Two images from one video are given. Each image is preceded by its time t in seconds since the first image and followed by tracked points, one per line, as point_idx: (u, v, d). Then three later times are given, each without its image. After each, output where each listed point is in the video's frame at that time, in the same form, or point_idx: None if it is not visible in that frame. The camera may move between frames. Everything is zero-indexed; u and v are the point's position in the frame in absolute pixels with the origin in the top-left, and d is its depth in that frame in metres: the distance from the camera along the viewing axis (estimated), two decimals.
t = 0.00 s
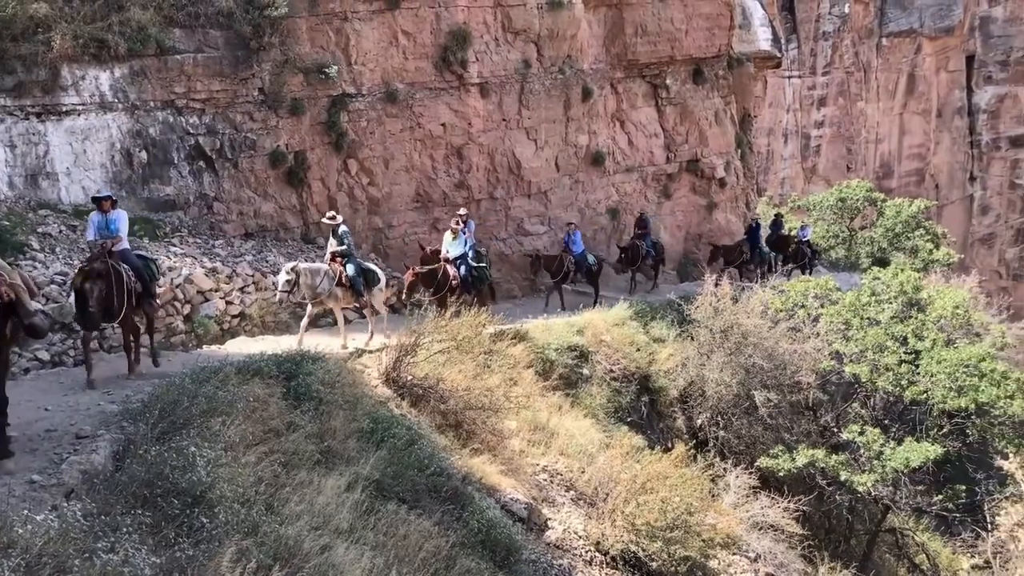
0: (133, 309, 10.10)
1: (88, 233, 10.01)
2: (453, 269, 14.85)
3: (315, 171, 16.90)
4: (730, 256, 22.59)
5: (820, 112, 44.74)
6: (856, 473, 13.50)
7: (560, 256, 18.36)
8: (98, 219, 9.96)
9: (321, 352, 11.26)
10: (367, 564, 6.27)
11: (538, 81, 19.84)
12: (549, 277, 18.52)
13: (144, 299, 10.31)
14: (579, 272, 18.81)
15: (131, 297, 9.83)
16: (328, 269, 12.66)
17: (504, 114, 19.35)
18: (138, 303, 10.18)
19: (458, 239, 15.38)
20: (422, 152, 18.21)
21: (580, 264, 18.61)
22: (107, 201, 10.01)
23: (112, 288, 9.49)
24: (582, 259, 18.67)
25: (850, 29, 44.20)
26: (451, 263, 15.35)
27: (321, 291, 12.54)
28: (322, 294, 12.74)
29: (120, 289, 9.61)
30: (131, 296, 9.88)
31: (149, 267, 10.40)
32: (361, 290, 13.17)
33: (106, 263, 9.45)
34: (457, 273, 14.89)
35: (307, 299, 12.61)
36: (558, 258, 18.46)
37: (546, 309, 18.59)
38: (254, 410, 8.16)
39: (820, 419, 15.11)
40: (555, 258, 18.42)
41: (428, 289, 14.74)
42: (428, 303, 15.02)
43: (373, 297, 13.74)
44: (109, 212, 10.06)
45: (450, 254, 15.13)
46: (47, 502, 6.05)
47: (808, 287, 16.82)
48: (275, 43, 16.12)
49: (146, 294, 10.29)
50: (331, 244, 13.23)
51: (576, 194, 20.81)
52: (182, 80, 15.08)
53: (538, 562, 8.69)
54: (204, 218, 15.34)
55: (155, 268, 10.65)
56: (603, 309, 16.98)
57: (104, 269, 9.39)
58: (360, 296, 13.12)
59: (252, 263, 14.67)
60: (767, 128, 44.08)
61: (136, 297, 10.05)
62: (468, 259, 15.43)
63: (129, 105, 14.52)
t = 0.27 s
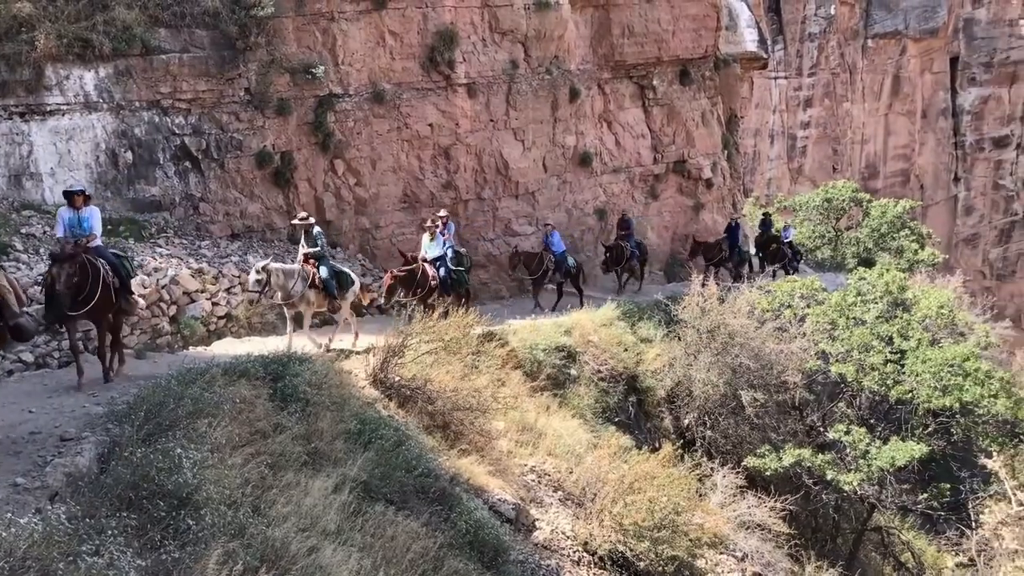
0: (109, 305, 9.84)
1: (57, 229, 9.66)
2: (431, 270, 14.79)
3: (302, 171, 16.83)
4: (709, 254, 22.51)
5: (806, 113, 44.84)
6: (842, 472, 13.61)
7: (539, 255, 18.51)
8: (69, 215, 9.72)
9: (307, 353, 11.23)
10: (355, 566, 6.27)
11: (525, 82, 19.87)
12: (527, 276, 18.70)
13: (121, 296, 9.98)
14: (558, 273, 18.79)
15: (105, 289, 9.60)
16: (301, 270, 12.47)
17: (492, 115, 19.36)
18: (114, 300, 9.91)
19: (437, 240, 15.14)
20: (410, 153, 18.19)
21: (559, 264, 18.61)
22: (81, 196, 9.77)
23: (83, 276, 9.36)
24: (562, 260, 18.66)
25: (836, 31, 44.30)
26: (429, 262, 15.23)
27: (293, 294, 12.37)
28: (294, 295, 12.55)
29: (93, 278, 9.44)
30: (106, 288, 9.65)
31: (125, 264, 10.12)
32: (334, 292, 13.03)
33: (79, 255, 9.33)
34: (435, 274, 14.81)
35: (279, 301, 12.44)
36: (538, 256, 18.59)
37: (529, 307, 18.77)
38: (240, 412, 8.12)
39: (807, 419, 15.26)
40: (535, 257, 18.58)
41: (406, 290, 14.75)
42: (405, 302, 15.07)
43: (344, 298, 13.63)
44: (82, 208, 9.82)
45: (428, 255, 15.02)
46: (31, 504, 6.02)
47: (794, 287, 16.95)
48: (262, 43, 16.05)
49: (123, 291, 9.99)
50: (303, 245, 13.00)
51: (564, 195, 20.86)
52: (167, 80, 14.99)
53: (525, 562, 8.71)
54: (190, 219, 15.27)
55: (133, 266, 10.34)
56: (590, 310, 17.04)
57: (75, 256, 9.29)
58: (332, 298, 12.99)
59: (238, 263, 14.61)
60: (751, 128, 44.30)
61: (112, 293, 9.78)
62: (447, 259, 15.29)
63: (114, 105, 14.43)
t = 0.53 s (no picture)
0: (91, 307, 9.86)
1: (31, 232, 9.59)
2: (411, 273, 14.63)
3: (291, 173, 16.79)
4: (692, 254, 22.44)
5: (794, 113, 45.01)
6: (831, 472, 13.71)
7: (519, 258, 18.25)
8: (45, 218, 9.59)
9: (296, 355, 11.20)
10: (345, 568, 6.27)
11: (515, 83, 19.88)
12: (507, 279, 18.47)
13: (102, 297, 10.01)
14: (538, 275, 18.55)
15: (86, 292, 9.63)
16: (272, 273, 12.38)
17: (481, 116, 19.37)
18: (96, 301, 9.93)
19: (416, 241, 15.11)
20: (399, 154, 18.17)
21: (539, 267, 18.34)
22: (57, 198, 9.61)
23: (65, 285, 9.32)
24: (542, 263, 18.36)
25: (823, 32, 44.64)
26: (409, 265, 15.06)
27: (264, 297, 12.34)
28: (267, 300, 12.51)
29: (74, 284, 9.43)
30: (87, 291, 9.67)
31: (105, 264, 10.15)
32: (309, 296, 12.89)
33: (56, 259, 9.30)
34: (416, 277, 14.70)
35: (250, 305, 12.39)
36: (518, 259, 18.35)
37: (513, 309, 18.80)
38: (229, 414, 8.09)
39: (796, 419, 15.24)
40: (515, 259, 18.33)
41: (386, 294, 14.49)
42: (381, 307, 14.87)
43: (321, 303, 13.44)
44: (58, 210, 9.69)
45: (408, 257, 14.85)
46: (18, 509, 5.99)
47: (783, 287, 17.05)
48: (250, 44, 15.99)
49: (105, 291, 10.03)
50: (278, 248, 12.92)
51: (553, 196, 20.90)
52: (155, 81, 14.92)
53: (516, 563, 8.72)
54: (178, 220, 15.20)
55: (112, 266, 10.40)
56: (581, 311, 17.07)
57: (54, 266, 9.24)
58: (307, 302, 12.87)
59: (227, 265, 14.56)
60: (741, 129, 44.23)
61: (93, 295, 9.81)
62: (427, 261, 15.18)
63: (101, 106, 14.35)
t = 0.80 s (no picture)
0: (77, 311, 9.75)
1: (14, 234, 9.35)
2: (396, 273, 14.63)
3: (285, 173, 16.77)
4: (681, 255, 22.64)
5: (789, 114, 44.84)
6: (826, 472, 13.75)
7: (505, 258, 18.00)
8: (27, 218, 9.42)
9: (291, 355, 11.20)
10: (340, 568, 6.27)
11: (510, 83, 19.89)
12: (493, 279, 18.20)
13: (87, 301, 9.89)
14: (524, 275, 18.32)
15: (73, 296, 9.56)
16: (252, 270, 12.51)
17: (477, 116, 19.38)
18: (82, 305, 9.81)
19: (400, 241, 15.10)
20: (394, 154, 18.16)
21: (525, 268, 18.13)
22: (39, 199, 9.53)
23: (54, 287, 9.27)
24: (528, 264, 18.15)
25: (817, 33, 44.36)
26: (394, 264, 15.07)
27: (247, 295, 12.42)
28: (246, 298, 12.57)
29: (62, 287, 9.36)
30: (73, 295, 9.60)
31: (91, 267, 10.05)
32: (287, 292, 13.14)
33: (44, 261, 9.21)
34: (400, 276, 14.71)
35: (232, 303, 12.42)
36: (504, 259, 18.09)
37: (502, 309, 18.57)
38: (224, 414, 8.09)
39: (791, 419, 15.21)
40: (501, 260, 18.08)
41: (369, 294, 14.42)
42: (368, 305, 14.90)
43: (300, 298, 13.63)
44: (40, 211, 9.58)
45: (392, 257, 14.87)
46: (12, 509, 5.98)
47: (778, 287, 17.12)
48: (245, 44, 15.96)
49: (89, 296, 9.89)
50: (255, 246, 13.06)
51: (548, 196, 20.91)
52: (149, 81, 14.88)
53: (511, 564, 8.72)
54: (173, 220, 15.17)
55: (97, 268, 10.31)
56: (576, 311, 17.08)
57: (43, 267, 9.20)
58: (285, 298, 13.10)
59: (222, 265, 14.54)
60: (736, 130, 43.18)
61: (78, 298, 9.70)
62: (412, 261, 15.16)
63: (95, 106, 14.32)
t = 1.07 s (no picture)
0: (70, 311, 9.61)
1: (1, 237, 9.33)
2: (382, 273, 14.30)
3: (283, 173, 16.76)
4: (674, 257, 22.34)
5: (787, 115, 44.85)
6: (823, 472, 13.76)
7: (493, 259, 17.74)
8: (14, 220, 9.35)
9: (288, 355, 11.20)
10: (337, 569, 6.27)
11: (508, 84, 19.90)
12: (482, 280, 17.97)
13: (80, 301, 9.73)
14: (514, 276, 18.03)
15: (65, 297, 9.38)
16: (232, 271, 12.04)
17: (475, 117, 19.38)
18: (74, 305, 9.66)
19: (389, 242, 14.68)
20: (392, 154, 18.15)
21: (515, 268, 17.85)
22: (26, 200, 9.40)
23: (45, 289, 9.07)
24: (517, 264, 17.86)
25: (815, 34, 44.43)
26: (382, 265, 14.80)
27: (225, 296, 11.93)
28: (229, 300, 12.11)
29: (54, 289, 9.19)
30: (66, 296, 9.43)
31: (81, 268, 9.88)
32: (269, 296, 12.62)
33: (35, 265, 8.97)
34: (387, 278, 14.32)
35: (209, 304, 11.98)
36: (492, 260, 17.83)
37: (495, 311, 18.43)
38: (222, 414, 8.08)
39: (789, 420, 15.18)
40: (490, 261, 17.86)
41: (354, 293, 14.24)
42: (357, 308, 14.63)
43: (282, 304, 13.09)
44: (27, 212, 9.46)
45: (379, 258, 14.49)
46: (10, 509, 5.99)
47: (776, 288, 17.14)
48: (243, 44, 15.95)
49: (82, 295, 9.75)
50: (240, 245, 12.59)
51: (547, 197, 20.92)
52: (147, 81, 14.88)
53: (508, 564, 8.72)
54: (170, 220, 15.16)
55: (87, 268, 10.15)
56: (574, 312, 17.08)
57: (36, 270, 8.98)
58: (266, 303, 12.55)
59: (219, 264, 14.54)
60: (734, 130, 43.15)
61: (71, 299, 9.55)
62: (400, 262, 14.82)
63: (93, 106, 14.32)
